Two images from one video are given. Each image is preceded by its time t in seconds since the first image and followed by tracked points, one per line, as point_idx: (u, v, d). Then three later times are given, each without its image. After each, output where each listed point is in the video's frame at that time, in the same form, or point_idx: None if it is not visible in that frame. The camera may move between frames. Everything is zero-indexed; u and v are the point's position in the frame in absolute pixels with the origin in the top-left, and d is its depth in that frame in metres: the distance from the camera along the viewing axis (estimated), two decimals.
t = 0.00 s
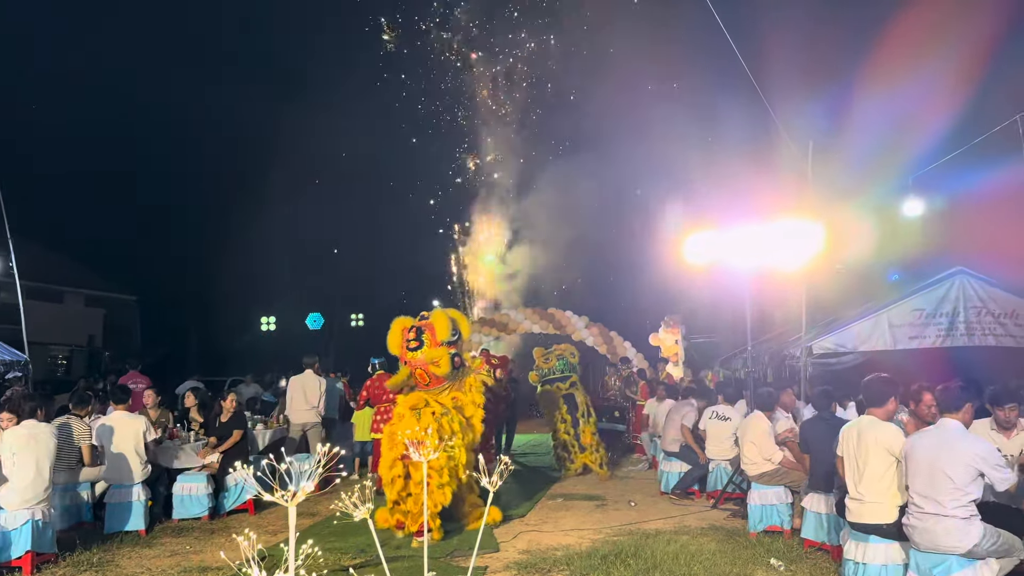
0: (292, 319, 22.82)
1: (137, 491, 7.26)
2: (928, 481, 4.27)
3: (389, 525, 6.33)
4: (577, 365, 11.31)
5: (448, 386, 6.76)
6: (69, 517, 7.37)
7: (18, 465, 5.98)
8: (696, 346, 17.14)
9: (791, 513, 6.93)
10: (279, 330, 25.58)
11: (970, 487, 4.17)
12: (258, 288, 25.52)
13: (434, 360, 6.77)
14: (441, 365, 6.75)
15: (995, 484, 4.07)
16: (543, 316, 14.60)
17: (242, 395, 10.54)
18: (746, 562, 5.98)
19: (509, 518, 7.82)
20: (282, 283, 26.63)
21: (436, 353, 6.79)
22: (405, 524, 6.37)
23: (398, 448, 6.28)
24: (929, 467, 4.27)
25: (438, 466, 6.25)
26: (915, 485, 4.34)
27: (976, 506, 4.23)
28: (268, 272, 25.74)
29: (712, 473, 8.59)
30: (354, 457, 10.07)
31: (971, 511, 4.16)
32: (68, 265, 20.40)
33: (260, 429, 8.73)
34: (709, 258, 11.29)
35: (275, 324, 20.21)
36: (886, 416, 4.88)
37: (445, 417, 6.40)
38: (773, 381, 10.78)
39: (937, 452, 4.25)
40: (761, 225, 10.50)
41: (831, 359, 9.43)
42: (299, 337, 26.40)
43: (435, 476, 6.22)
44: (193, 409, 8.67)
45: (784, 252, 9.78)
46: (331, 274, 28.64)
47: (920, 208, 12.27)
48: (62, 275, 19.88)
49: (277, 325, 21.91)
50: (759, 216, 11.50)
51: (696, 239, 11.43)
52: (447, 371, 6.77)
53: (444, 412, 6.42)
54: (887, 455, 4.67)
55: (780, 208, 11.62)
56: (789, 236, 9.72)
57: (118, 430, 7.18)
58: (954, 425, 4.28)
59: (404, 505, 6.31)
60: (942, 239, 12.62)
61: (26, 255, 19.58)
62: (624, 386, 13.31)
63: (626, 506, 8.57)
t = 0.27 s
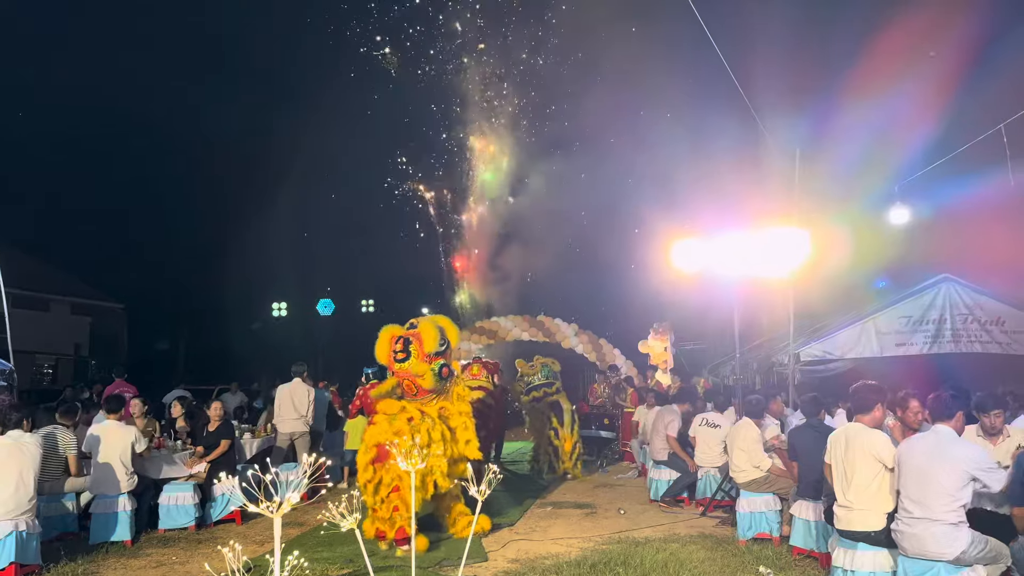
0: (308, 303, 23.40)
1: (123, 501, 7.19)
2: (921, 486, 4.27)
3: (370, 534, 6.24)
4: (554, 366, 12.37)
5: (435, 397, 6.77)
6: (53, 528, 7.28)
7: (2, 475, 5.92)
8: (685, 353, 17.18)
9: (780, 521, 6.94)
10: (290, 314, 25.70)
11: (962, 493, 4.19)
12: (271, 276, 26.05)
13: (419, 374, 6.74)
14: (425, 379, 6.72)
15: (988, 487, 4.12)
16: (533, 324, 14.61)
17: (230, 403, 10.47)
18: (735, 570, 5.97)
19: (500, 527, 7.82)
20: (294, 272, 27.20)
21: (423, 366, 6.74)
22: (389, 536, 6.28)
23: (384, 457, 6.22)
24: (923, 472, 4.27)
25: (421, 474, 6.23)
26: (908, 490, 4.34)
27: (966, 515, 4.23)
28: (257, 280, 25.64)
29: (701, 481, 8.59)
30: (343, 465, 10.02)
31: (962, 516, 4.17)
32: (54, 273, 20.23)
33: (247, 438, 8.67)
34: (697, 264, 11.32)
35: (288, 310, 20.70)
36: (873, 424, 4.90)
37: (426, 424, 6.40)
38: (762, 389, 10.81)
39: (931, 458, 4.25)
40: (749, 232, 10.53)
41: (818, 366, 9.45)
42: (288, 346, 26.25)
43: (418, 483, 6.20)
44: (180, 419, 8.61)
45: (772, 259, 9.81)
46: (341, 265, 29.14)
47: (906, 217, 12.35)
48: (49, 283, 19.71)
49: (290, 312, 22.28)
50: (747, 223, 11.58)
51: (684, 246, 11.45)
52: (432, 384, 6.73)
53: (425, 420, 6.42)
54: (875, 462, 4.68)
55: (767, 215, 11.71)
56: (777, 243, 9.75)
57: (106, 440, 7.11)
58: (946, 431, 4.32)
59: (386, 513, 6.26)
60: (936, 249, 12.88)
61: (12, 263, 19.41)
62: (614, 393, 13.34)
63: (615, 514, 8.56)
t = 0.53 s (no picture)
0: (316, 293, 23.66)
1: (108, 512, 7.11)
2: (919, 489, 4.28)
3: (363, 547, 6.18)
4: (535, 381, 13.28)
5: (425, 405, 6.75)
6: (37, 539, 7.19)
7: None
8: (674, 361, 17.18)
9: (768, 529, 6.94)
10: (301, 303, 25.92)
11: (959, 498, 4.23)
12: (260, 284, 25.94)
13: (410, 382, 6.75)
14: (416, 387, 6.73)
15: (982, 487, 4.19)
16: (523, 333, 14.61)
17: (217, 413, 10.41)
18: None
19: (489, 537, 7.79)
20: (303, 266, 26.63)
21: (414, 374, 6.75)
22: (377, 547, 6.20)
23: (373, 467, 6.19)
24: (923, 475, 4.28)
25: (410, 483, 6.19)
26: (905, 493, 4.35)
27: (961, 519, 4.28)
28: (245, 288, 25.50)
29: (690, 489, 8.60)
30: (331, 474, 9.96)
31: (957, 521, 4.21)
32: (40, 280, 20.04)
33: (234, 448, 8.61)
34: (686, 273, 11.35)
35: (294, 302, 21.01)
36: (861, 432, 4.91)
37: (412, 432, 6.39)
38: (751, 397, 10.84)
39: (932, 462, 4.28)
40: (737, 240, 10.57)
41: (806, 374, 9.47)
42: (276, 355, 26.11)
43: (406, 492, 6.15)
44: (167, 429, 8.52)
45: (760, 268, 9.86)
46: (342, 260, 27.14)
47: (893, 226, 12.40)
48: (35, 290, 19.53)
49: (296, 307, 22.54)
50: (736, 232, 11.63)
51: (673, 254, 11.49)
52: (423, 392, 6.75)
53: (411, 428, 6.41)
54: (863, 469, 4.69)
55: (755, 223, 11.76)
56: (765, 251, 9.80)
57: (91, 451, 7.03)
58: (947, 439, 4.38)
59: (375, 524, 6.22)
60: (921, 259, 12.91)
61: None
62: (604, 402, 13.36)
63: (604, 523, 8.54)
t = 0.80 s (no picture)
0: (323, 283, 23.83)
1: (97, 521, 7.06)
2: (916, 494, 4.29)
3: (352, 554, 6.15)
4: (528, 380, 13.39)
5: (417, 410, 6.68)
6: (24, 549, 7.13)
7: None
8: (665, 367, 17.18)
9: (759, 536, 6.96)
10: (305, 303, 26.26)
11: (954, 504, 4.27)
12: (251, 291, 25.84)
13: (402, 387, 6.65)
14: (407, 392, 6.64)
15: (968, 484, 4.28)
16: (514, 340, 14.60)
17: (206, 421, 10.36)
18: None
19: (480, 545, 7.78)
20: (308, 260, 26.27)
21: (406, 378, 6.66)
22: (369, 557, 6.18)
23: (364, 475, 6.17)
24: (921, 481, 4.29)
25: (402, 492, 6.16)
26: (901, 498, 4.35)
27: (955, 523, 4.34)
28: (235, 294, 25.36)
29: (682, 496, 8.62)
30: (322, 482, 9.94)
31: (952, 525, 4.25)
32: (30, 287, 19.87)
33: (224, 456, 8.57)
34: (676, 280, 11.39)
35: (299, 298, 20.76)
36: (850, 440, 4.93)
37: (404, 440, 6.36)
38: (741, 403, 10.87)
39: (931, 469, 4.29)
40: (726, 247, 10.61)
41: (797, 382, 9.50)
42: (267, 362, 25.98)
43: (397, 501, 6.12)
44: (155, 437, 8.45)
45: (749, 275, 9.91)
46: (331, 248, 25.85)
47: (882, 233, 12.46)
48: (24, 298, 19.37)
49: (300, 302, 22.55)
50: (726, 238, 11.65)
51: (663, 262, 11.53)
52: (415, 397, 6.67)
53: (403, 436, 6.38)
54: (853, 476, 4.70)
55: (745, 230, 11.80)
56: (755, 259, 9.86)
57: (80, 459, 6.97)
58: (940, 445, 4.39)
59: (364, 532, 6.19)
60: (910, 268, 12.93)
61: None
62: (595, 409, 13.38)
63: (596, 530, 8.52)
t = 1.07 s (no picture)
0: (320, 281, 23.28)
1: (86, 530, 7.02)
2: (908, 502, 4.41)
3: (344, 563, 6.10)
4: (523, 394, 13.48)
5: (409, 417, 6.67)
6: (13, 558, 7.06)
7: None
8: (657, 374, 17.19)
9: (751, 543, 6.98)
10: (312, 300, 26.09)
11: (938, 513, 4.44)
12: (243, 297, 25.75)
13: (396, 393, 6.67)
14: (402, 398, 6.66)
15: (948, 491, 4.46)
16: (507, 346, 14.60)
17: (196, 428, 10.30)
18: None
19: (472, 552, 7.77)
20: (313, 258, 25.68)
21: (400, 384, 6.69)
22: (361, 567, 6.15)
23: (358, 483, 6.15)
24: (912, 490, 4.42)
25: (393, 500, 6.13)
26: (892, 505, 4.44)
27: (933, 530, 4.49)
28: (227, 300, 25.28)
29: (674, 502, 8.64)
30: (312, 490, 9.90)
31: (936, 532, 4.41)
32: (19, 294, 19.74)
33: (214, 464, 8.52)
34: (668, 286, 11.41)
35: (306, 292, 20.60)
36: (840, 446, 4.94)
37: (398, 449, 6.32)
38: (733, 409, 10.90)
39: (921, 479, 4.43)
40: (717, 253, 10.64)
41: (787, 389, 9.49)
42: (259, 369, 25.89)
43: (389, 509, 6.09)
44: (145, 445, 8.41)
45: (740, 281, 9.94)
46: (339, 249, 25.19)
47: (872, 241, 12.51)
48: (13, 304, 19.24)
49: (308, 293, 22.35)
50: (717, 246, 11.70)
51: (655, 268, 11.55)
52: (409, 404, 6.67)
53: (398, 444, 6.35)
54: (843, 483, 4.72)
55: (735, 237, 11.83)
56: (745, 265, 9.89)
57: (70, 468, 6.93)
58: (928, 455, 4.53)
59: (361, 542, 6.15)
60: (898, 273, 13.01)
61: None
62: (587, 415, 13.39)
63: (588, 538, 8.51)
